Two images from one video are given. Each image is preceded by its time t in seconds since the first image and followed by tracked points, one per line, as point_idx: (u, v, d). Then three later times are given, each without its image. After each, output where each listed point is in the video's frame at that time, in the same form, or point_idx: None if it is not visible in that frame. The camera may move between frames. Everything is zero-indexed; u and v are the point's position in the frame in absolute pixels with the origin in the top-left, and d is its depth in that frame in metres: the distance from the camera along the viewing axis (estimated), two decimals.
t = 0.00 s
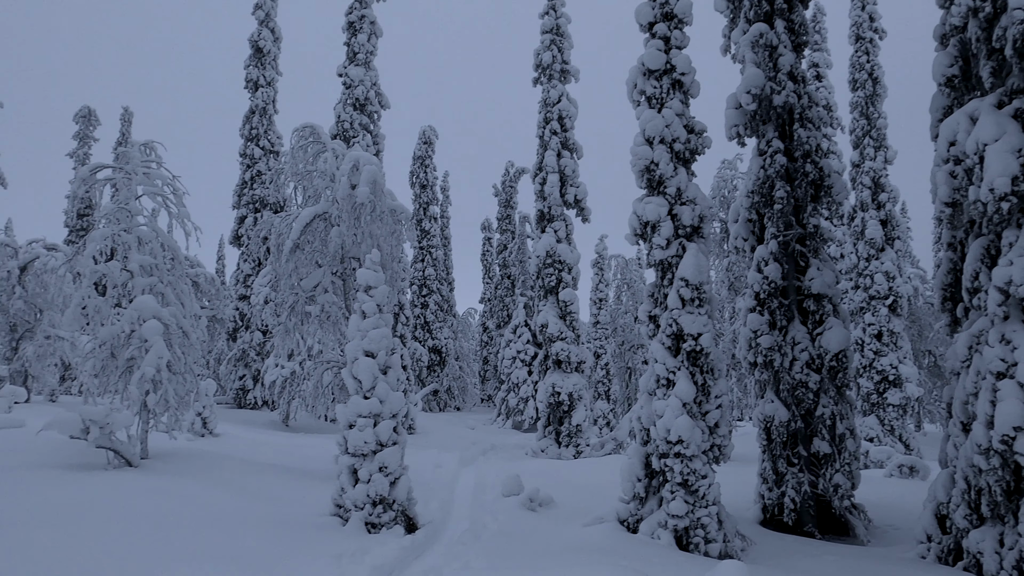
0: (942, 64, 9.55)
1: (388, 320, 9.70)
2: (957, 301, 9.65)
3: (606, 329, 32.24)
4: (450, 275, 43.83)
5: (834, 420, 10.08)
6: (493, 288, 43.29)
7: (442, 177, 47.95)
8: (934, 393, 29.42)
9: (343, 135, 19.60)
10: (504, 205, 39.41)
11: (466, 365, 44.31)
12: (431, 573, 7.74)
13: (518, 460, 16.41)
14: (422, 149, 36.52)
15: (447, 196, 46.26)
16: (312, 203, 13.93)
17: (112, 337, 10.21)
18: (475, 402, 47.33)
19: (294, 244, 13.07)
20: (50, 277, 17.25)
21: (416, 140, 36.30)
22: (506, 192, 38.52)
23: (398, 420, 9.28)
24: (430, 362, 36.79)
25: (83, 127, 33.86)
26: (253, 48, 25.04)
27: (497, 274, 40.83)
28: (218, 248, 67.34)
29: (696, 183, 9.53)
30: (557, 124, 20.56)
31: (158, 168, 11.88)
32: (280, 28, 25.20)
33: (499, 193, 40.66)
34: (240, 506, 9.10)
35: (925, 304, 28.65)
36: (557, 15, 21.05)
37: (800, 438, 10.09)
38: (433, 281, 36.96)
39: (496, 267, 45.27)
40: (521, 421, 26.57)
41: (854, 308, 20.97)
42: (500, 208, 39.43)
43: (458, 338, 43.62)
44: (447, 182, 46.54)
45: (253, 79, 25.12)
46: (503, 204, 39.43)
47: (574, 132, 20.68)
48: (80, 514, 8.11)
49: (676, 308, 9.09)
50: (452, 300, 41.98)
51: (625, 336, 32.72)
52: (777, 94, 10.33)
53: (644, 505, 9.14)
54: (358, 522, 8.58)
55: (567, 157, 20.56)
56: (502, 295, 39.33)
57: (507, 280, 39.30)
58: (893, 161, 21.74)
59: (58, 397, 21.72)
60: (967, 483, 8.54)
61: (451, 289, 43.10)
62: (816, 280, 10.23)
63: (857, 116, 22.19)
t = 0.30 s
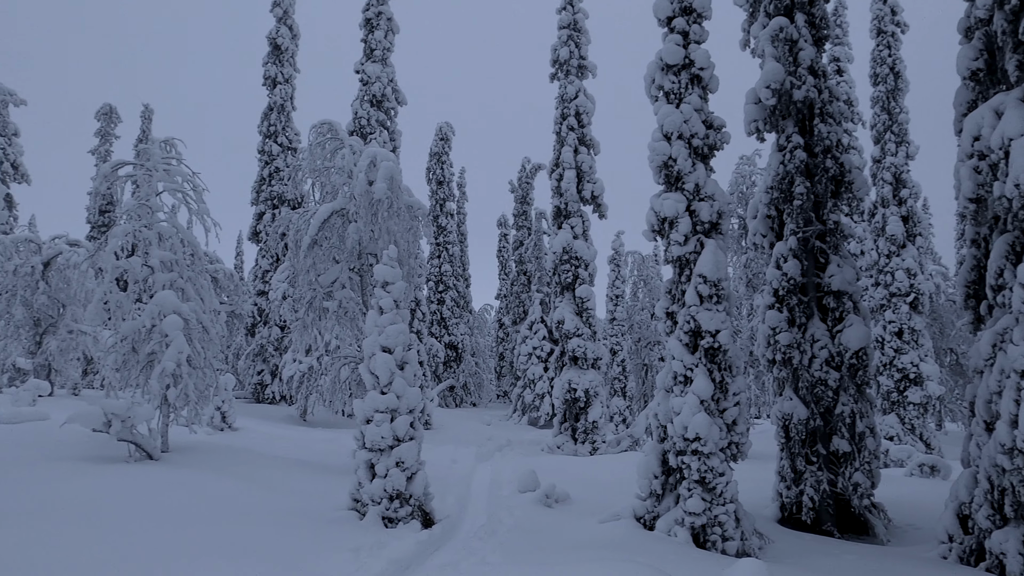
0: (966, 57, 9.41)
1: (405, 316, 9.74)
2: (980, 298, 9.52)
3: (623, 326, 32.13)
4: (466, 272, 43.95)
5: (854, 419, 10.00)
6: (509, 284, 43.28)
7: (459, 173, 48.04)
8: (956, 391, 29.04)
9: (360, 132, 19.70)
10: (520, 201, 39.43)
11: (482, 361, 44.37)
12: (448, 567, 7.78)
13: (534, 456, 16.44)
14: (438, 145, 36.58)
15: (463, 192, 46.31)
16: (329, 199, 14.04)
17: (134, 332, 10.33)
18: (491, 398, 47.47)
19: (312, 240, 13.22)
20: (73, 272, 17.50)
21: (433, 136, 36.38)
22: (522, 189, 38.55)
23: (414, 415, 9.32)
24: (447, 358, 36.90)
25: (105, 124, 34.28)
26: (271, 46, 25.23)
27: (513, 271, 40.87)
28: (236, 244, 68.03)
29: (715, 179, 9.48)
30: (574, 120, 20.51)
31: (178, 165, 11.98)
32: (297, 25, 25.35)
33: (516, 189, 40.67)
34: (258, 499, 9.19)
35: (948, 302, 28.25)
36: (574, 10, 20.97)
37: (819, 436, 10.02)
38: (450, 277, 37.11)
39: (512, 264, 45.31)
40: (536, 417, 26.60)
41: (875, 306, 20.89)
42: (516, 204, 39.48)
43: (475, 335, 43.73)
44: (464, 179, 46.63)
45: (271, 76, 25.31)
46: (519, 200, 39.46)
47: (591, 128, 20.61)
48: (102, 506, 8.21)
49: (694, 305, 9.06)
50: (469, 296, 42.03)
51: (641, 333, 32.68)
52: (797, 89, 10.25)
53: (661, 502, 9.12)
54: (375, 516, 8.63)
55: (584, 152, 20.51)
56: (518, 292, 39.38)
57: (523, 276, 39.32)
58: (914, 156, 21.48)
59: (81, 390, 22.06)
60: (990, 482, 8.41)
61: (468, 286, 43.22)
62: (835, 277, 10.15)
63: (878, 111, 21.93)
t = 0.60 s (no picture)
0: (990, 51, 9.28)
1: (421, 313, 9.77)
2: (1004, 295, 9.37)
3: (640, 323, 32.06)
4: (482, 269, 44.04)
5: (874, 417, 9.90)
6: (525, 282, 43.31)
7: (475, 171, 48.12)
8: (978, 389, 28.71)
9: (376, 130, 19.78)
10: (536, 198, 39.43)
11: (498, 358, 44.46)
12: (465, 564, 7.81)
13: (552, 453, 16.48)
14: (454, 142, 36.66)
15: (479, 190, 46.36)
16: (346, 197, 14.14)
17: (154, 329, 10.47)
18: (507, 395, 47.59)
19: (329, 238, 13.34)
20: (95, 270, 17.75)
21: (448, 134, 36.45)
22: (538, 186, 38.58)
23: (431, 412, 9.34)
24: (463, 355, 37.03)
25: (125, 124, 34.68)
26: (288, 45, 25.40)
27: (529, 268, 40.90)
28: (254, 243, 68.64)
29: (732, 175, 9.42)
30: (590, 117, 20.44)
31: (197, 164, 12.11)
32: (314, 24, 25.50)
33: (531, 186, 40.66)
34: (276, 495, 9.26)
35: (970, 298, 27.91)
36: (590, 6, 20.89)
37: (839, 434, 9.94)
38: (466, 274, 37.22)
39: (528, 261, 45.32)
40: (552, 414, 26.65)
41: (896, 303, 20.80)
42: (532, 201, 39.53)
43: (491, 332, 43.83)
44: (480, 176, 46.68)
45: (288, 75, 25.48)
46: (535, 197, 39.49)
47: (607, 124, 20.55)
48: (124, 501, 8.34)
49: (711, 302, 9.01)
50: (484, 293, 42.08)
51: (658, 330, 32.64)
52: (816, 84, 10.16)
53: (678, 500, 9.10)
54: (392, 512, 8.68)
55: (601, 149, 20.46)
56: (534, 289, 39.42)
57: (539, 273, 39.32)
58: (936, 151, 21.22)
59: (103, 387, 22.42)
60: (1014, 482, 8.27)
61: (484, 283, 43.32)
62: (855, 274, 10.05)
63: (898, 105, 21.66)
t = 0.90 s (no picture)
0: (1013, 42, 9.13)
1: (439, 313, 9.81)
2: None
3: (657, 321, 31.92)
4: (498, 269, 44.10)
5: (896, 414, 9.79)
6: (541, 281, 43.31)
7: (490, 170, 48.16)
8: (1004, 386, 28.25)
9: (392, 131, 19.88)
10: (552, 197, 39.47)
11: (515, 357, 44.47)
12: (484, 563, 7.83)
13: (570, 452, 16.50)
14: (469, 142, 36.76)
15: (494, 189, 46.39)
16: (362, 198, 14.25)
17: (175, 331, 10.60)
18: (524, 394, 47.60)
19: (346, 239, 13.47)
20: (116, 273, 18.01)
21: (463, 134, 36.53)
22: (554, 185, 38.59)
23: (449, 412, 9.37)
24: (480, 354, 37.15)
25: (144, 129, 35.11)
26: (304, 48, 25.61)
27: (545, 267, 40.88)
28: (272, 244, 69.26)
29: (750, 171, 9.37)
30: (605, 115, 20.39)
31: (216, 167, 12.25)
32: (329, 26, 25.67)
33: (546, 185, 40.65)
34: (296, 494, 9.36)
35: (994, 294, 27.47)
36: (604, 3, 20.83)
37: (860, 432, 9.86)
38: (482, 274, 37.29)
39: (544, 260, 45.30)
40: (569, 413, 26.63)
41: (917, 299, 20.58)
42: (548, 201, 39.58)
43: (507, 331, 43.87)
44: (496, 176, 46.71)
45: (304, 77, 25.68)
46: (551, 196, 39.57)
47: (622, 122, 20.49)
48: (148, 500, 8.45)
49: (729, 300, 8.96)
50: (501, 292, 42.11)
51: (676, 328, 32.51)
52: (834, 79, 10.08)
53: (697, 499, 9.07)
54: (411, 511, 8.71)
55: (616, 147, 20.40)
56: (550, 288, 39.39)
57: (555, 272, 39.30)
58: (957, 144, 20.94)
59: (126, 388, 22.76)
60: None
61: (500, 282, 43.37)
62: (876, 270, 9.96)
63: (918, 99, 21.41)
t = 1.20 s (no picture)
0: None
1: (452, 313, 9.84)
2: None
3: (670, 320, 31.79)
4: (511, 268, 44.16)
5: (914, 413, 9.71)
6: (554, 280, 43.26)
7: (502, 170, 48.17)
8: None
9: (404, 132, 19.95)
10: (564, 197, 39.44)
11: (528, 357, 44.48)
12: (498, 563, 7.84)
13: (584, 452, 16.50)
14: (482, 142, 36.80)
15: (507, 189, 46.38)
16: (374, 199, 14.34)
17: (190, 332, 10.70)
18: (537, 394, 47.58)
19: (359, 240, 13.57)
20: (133, 275, 18.19)
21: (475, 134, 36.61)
22: (566, 184, 38.59)
23: (462, 412, 9.40)
24: (494, 354, 37.20)
25: (159, 132, 35.42)
26: (317, 50, 25.77)
27: (558, 267, 40.86)
28: (286, 245, 69.74)
29: (763, 169, 9.33)
30: (617, 113, 20.35)
31: (230, 169, 12.35)
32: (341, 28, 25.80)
33: (558, 185, 40.65)
34: (310, 493, 9.43)
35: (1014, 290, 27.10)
36: (616, 2, 20.80)
37: (877, 431, 9.79)
38: (494, 274, 37.33)
39: (557, 259, 45.27)
40: (583, 413, 26.60)
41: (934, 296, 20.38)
42: (560, 200, 39.58)
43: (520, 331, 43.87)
44: (508, 175, 46.74)
45: (317, 79, 25.83)
46: (563, 195, 39.57)
47: (635, 121, 20.44)
48: (163, 500, 8.53)
49: (743, 298, 8.93)
50: (514, 292, 42.09)
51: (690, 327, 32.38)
52: (849, 75, 10.01)
53: (712, 499, 9.03)
54: (425, 511, 8.74)
55: (628, 146, 20.37)
56: (563, 287, 39.38)
57: (567, 271, 39.29)
58: (974, 140, 20.77)
59: (143, 389, 23.00)
60: None
61: (513, 282, 43.39)
62: (892, 267, 9.89)
63: (934, 94, 21.23)
